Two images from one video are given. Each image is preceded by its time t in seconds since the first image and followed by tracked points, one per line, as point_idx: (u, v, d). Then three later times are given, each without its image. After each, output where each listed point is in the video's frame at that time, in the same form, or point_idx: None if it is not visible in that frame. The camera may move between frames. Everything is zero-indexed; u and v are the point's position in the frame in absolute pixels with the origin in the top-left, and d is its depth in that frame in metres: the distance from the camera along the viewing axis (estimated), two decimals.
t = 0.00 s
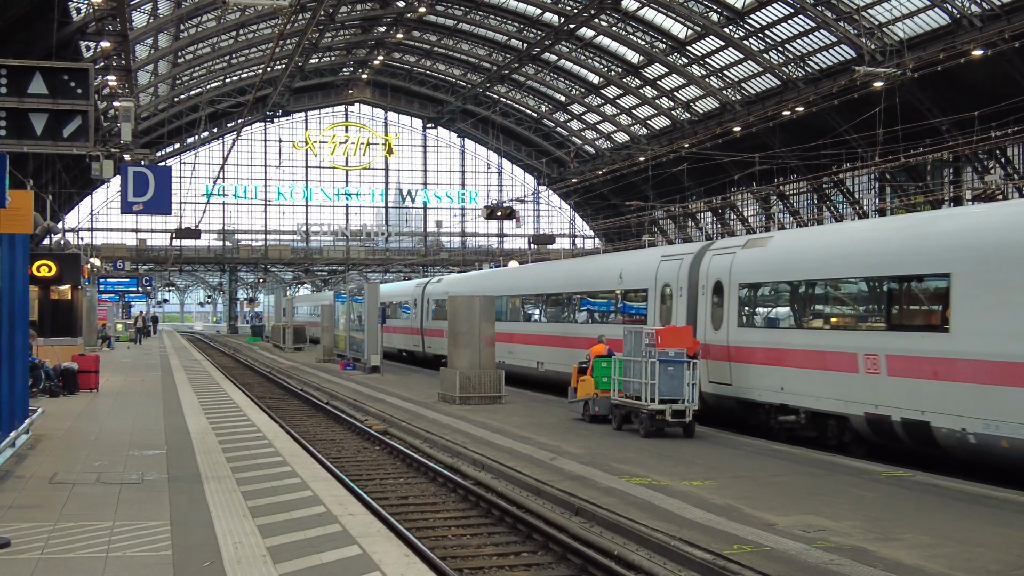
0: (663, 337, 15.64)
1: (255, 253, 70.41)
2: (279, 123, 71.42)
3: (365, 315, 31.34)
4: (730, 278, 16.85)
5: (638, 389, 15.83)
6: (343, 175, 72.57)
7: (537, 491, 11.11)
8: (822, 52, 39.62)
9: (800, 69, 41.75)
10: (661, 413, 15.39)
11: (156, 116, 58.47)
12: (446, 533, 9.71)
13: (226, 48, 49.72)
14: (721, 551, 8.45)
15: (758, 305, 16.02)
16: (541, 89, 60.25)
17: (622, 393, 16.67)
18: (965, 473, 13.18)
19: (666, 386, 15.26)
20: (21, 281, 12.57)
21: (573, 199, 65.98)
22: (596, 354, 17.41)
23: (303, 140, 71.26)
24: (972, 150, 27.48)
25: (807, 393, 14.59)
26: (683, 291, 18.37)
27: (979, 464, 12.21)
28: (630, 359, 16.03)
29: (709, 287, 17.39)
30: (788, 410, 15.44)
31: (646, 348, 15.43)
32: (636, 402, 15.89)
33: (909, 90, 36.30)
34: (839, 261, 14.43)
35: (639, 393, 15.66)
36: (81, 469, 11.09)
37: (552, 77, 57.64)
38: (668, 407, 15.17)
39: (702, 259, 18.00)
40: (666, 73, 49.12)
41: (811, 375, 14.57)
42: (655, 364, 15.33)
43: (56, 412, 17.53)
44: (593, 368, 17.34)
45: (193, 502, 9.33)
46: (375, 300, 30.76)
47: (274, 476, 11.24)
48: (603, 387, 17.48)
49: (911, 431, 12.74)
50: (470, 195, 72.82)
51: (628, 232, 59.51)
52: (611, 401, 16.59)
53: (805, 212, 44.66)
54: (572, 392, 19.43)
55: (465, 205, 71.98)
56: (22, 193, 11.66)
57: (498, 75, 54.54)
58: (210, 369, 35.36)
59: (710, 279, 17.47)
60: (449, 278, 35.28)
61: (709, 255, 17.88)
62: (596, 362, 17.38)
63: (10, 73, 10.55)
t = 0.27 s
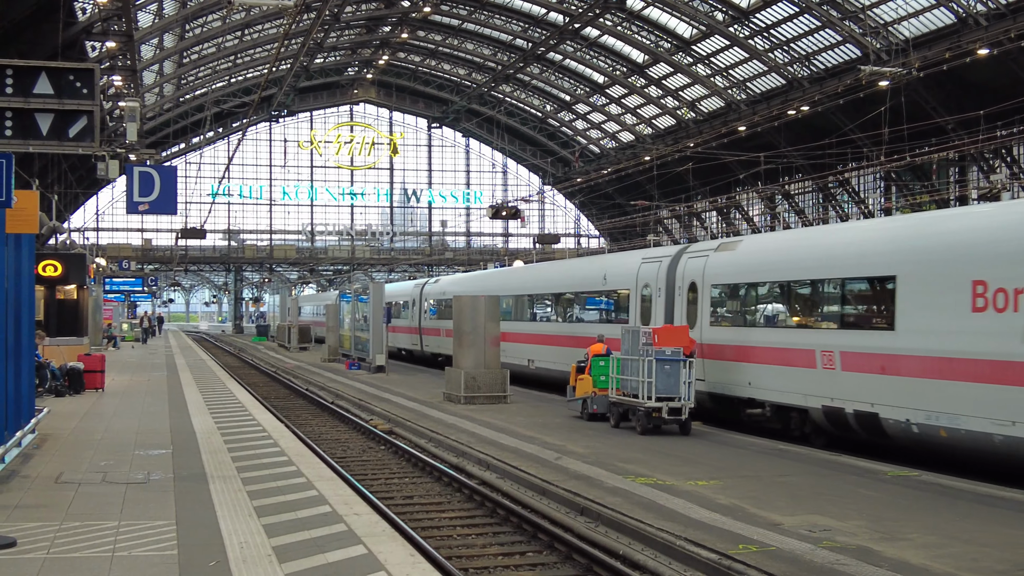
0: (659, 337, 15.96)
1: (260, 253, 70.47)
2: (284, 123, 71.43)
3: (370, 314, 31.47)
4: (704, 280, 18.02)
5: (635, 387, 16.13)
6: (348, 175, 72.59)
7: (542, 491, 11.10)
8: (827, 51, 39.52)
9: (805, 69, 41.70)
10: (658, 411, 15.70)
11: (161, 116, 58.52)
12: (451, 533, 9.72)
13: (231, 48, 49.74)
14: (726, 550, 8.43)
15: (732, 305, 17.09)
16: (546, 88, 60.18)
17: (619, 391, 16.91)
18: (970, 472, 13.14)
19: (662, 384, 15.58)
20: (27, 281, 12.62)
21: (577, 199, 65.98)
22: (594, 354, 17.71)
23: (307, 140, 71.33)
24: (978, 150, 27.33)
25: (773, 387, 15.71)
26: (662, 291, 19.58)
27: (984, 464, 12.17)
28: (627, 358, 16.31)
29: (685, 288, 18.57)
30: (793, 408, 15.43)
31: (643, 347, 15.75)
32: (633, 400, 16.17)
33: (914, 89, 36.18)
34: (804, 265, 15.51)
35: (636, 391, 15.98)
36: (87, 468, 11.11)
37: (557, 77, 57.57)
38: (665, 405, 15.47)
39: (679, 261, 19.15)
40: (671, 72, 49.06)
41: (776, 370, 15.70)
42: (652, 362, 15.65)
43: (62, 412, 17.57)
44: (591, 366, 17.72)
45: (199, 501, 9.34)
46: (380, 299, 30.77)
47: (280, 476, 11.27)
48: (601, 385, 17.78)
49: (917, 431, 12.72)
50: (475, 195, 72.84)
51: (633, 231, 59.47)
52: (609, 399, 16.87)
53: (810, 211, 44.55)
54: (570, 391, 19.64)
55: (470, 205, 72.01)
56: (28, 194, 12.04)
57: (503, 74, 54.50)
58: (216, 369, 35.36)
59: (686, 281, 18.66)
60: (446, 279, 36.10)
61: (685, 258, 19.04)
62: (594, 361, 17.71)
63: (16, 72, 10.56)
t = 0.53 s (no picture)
0: (656, 336, 16.17)
1: (265, 253, 70.52)
2: (289, 123, 71.46)
3: (376, 313, 31.50)
4: (681, 282, 19.09)
5: (633, 385, 16.30)
6: (353, 175, 72.60)
7: (547, 490, 11.08)
8: (832, 50, 39.42)
9: (810, 68, 41.63)
10: (654, 408, 15.94)
11: (167, 116, 58.56)
12: (456, 532, 9.70)
13: (236, 48, 49.81)
14: (731, 550, 8.40)
15: (707, 306, 18.11)
16: (551, 88, 60.11)
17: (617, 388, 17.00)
18: (976, 472, 13.09)
19: (659, 382, 15.81)
20: (32, 280, 12.63)
21: (583, 199, 65.93)
22: (593, 352, 17.87)
23: (313, 140, 71.33)
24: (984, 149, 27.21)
25: (742, 381, 16.64)
26: (642, 292, 20.70)
27: (990, 464, 12.13)
28: (624, 356, 16.45)
29: (664, 289, 19.68)
30: (798, 408, 15.40)
31: (640, 346, 15.94)
32: (630, 397, 16.35)
33: (919, 88, 36.08)
34: (768, 267, 16.52)
35: (633, 389, 16.20)
36: (92, 468, 11.12)
37: (562, 76, 57.52)
38: (661, 403, 15.74)
39: (658, 263, 20.23)
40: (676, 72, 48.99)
41: (745, 366, 16.65)
42: (648, 361, 15.85)
43: (68, 411, 17.59)
44: (590, 364, 17.83)
45: (204, 501, 9.34)
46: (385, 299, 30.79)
47: (285, 475, 11.27)
48: (599, 383, 17.87)
49: (920, 430, 12.72)
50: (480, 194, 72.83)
51: (638, 231, 59.42)
52: (607, 397, 17.06)
53: (816, 211, 44.47)
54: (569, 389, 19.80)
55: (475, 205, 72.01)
56: (33, 193, 12.05)
57: (508, 74, 54.47)
58: (221, 369, 35.34)
59: (665, 282, 19.76)
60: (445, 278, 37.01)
61: (664, 260, 20.13)
62: (592, 359, 17.87)
63: (21, 72, 10.54)
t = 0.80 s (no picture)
0: (652, 334, 16.13)
1: (270, 252, 70.61)
2: (294, 123, 71.51)
3: (380, 313, 31.50)
4: (659, 283, 20.01)
5: (629, 382, 16.46)
6: (358, 174, 72.61)
7: (551, 490, 11.08)
8: (837, 49, 39.31)
9: (815, 67, 41.57)
10: (650, 406, 16.14)
11: (172, 116, 58.67)
12: (460, 532, 9.68)
13: (242, 47, 49.94)
14: (736, 550, 8.38)
15: (682, 306, 19.03)
16: (556, 87, 60.02)
17: (614, 387, 17.27)
18: (981, 472, 13.03)
19: (654, 380, 15.95)
20: (36, 279, 12.64)
21: (587, 198, 65.92)
22: (591, 351, 17.96)
23: (317, 139, 71.39)
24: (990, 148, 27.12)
25: (717, 378, 17.50)
26: (625, 293, 21.65)
27: (996, 463, 12.08)
28: (621, 355, 16.57)
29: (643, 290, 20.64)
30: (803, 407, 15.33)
31: (636, 344, 16.00)
32: (626, 395, 16.52)
33: (924, 87, 36.00)
34: (738, 268, 17.41)
35: (629, 387, 16.36)
36: (97, 467, 11.11)
37: (566, 76, 57.47)
38: (656, 400, 15.90)
39: (640, 266, 21.18)
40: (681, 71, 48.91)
41: (716, 363, 17.55)
42: (644, 359, 15.97)
43: (72, 411, 17.60)
44: (587, 363, 17.91)
45: (208, 500, 9.34)
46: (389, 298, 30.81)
47: (290, 475, 11.25)
48: (597, 382, 18.06)
49: (925, 431, 12.70)
50: (485, 194, 72.86)
51: (643, 230, 59.38)
52: (604, 395, 17.23)
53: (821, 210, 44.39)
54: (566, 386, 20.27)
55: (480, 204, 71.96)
56: (37, 193, 12.08)
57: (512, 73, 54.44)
58: (225, 368, 35.37)
59: (645, 283, 20.72)
60: (445, 278, 38.07)
61: (645, 262, 21.09)
62: (590, 357, 17.97)
63: (26, 72, 10.54)
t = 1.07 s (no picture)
0: (647, 333, 16.52)
1: (276, 252, 70.70)
2: (299, 122, 71.56)
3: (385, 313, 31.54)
4: (641, 284, 21.01)
5: (625, 379, 16.76)
6: (363, 173, 72.66)
7: (556, 489, 11.08)
8: (843, 48, 39.21)
9: (821, 66, 41.48)
10: (645, 403, 16.47)
11: (177, 116, 58.76)
12: (465, 531, 9.67)
13: (247, 47, 50.03)
14: (741, 549, 8.36)
15: (661, 307, 19.97)
16: (561, 86, 59.96)
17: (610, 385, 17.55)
18: (987, 472, 12.98)
19: (650, 377, 16.25)
20: (42, 278, 12.65)
21: (592, 197, 65.89)
22: (589, 350, 18.22)
23: (323, 139, 71.45)
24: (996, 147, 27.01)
25: (694, 374, 18.34)
26: (610, 293, 22.66)
27: (1003, 463, 12.03)
28: (617, 353, 16.90)
29: (627, 291, 21.62)
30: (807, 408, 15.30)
31: (631, 342, 16.31)
32: (622, 392, 16.84)
33: (930, 86, 35.90)
34: (711, 269, 18.31)
35: (625, 385, 16.69)
36: (102, 467, 11.11)
37: (571, 75, 57.41)
38: (651, 398, 16.23)
39: (623, 267, 22.18)
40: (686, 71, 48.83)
41: (690, 359, 18.43)
42: (639, 357, 16.27)
43: (78, 410, 17.64)
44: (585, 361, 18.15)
45: (213, 500, 9.34)
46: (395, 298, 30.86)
47: (295, 475, 11.24)
48: (594, 380, 18.32)
49: (928, 431, 12.68)
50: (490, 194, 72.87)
51: (648, 229, 59.32)
52: (601, 392, 17.56)
53: (827, 210, 44.31)
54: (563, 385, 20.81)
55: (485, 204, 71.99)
56: (43, 192, 12.10)
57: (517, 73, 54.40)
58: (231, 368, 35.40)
59: (629, 285, 21.70)
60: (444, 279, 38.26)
61: (629, 264, 22.09)
62: (587, 356, 18.23)
63: (32, 72, 10.54)
